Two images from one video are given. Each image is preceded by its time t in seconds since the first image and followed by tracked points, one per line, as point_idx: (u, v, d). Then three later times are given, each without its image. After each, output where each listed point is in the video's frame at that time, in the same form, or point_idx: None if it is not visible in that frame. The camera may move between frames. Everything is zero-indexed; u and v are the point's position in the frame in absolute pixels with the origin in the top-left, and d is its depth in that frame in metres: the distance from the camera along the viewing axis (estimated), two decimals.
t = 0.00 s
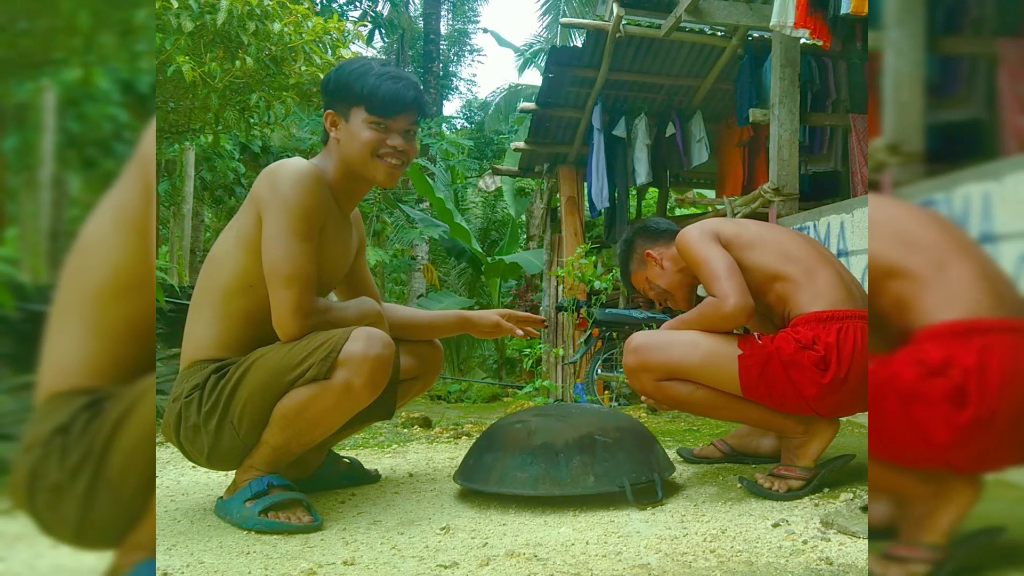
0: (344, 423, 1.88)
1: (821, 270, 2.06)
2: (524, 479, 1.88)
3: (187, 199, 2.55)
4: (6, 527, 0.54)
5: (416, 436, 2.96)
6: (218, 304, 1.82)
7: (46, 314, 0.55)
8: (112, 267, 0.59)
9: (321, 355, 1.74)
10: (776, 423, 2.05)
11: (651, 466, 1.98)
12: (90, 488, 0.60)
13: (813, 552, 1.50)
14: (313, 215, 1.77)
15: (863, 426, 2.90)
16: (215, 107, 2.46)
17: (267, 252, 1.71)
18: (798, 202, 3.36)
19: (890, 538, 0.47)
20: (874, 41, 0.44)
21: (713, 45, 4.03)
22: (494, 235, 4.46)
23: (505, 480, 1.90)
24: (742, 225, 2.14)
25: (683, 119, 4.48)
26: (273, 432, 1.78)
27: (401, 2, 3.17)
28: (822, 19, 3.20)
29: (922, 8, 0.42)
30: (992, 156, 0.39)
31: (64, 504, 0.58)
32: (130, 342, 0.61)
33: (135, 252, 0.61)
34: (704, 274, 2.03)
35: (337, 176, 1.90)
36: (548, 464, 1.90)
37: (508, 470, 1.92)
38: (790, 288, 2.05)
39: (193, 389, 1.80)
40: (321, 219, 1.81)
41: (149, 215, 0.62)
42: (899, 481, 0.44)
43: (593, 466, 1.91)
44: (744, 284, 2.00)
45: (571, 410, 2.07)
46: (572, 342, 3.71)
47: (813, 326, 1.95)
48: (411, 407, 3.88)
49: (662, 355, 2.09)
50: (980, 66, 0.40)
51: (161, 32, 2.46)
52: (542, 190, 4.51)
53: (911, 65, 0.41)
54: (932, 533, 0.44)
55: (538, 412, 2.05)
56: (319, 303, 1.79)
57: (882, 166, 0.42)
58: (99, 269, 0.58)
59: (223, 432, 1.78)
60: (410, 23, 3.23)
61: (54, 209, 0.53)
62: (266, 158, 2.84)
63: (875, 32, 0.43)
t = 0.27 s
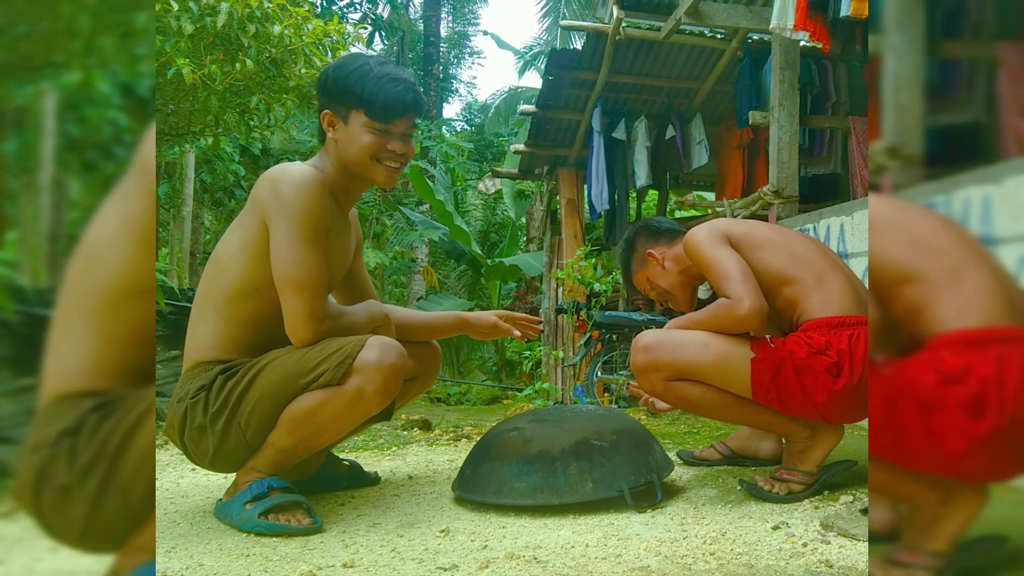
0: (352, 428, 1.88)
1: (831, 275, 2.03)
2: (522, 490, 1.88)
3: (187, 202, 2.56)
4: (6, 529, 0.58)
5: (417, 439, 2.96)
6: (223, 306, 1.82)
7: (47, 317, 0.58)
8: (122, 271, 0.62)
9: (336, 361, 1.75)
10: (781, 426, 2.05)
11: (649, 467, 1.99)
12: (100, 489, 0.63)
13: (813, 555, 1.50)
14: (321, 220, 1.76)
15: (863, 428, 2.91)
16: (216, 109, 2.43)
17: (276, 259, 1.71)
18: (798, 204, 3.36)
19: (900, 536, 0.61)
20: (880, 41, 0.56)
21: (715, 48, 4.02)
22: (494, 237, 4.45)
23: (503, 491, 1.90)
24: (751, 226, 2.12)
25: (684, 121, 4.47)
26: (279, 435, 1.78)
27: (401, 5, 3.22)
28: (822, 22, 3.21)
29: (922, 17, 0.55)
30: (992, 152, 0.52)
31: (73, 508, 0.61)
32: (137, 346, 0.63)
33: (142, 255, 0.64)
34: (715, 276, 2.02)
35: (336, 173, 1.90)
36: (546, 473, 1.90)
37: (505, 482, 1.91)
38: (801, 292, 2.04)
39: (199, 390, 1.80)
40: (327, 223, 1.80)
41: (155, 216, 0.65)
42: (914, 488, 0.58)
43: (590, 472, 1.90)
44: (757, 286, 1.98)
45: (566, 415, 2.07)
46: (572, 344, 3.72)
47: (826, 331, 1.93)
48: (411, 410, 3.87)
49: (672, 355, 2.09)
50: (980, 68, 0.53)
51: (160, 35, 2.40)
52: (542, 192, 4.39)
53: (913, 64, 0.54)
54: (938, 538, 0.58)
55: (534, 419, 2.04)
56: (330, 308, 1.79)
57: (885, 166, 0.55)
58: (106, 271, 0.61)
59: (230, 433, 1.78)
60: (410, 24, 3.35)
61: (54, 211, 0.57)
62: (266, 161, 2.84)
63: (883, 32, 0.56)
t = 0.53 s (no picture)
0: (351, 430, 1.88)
1: (844, 279, 2.05)
2: (525, 477, 1.89)
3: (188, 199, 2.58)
4: (7, 525, 0.56)
5: (416, 437, 2.96)
6: (222, 305, 1.82)
7: (47, 313, 0.55)
8: (121, 266, 0.58)
9: (336, 362, 1.75)
10: (783, 424, 2.04)
11: (651, 467, 1.97)
12: (101, 485, 0.59)
13: (813, 552, 1.50)
14: (320, 220, 1.76)
15: (864, 427, 2.90)
16: (216, 107, 2.44)
17: (277, 258, 1.70)
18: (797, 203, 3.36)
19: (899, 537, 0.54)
20: (874, 41, 0.50)
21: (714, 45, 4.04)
22: (494, 236, 4.46)
23: (505, 478, 1.90)
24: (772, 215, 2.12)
25: (683, 120, 4.45)
26: (280, 433, 1.78)
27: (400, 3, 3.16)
28: (822, 20, 3.20)
29: (921, 9, 0.48)
30: (994, 151, 0.45)
31: (74, 504, 0.58)
32: (138, 341, 0.59)
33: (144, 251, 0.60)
34: (728, 270, 2.00)
35: (338, 170, 1.89)
36: (549, 462, 1.90)
37: (508, 467, 1.92)
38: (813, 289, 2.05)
39: (200, 388, 1.80)
40: (327, 223, 1.80)
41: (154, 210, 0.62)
42: (914, 483, 0.51)
43: (593, 464, 1.90)
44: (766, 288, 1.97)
45: (572, 410, 2.09)
46: (572, 343, 3.73)
47: (834, 331, 1.94)
48: (410, 407, 3.88)
49: (675, 347, 2.09)
50: (979, 65, 0.46)
51: (161, 32, 2.39)
52: (544, 189, 4.72)
53: (911, 63, 0.48)
54: (938, 538, 0.51)
55: (539, 412, 2.07)
56: (330, 307, 1.79)
57: (882, 165, 0.49)
58: (106, 266, 0.57)
59: (230, 431, 1.78)
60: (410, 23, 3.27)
61: (54, 209, 0.54)
62: (266, 158, 2.87)
63: (875, 31, 0.50)
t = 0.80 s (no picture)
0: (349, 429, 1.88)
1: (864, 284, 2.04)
2: (521, 485, 1.89)
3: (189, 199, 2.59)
4: (7, 525, 0.56)
5: (416, 437, 2.96)
6: (223, 304, 1.82)
7: (48, 314, 0.55)
8: (122, 264, 0.58)
9: (334, 360, 1.75)
10: (788, 422, 2.05)
11: (649, 466, 1.98)
12: (98, 487, 0.59)
13: (813, 553, 1.50)
14: (320, 219, 1.76)
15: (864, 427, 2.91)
16: (216, 107, 2.45)
17: (277, 256, 1.71)
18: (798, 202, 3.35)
19: (892, 534, 0.55)
20: (874, 42, 0.51)
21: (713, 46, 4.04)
22: (494, 236, 4.47)
23: (503, 487, 1.90)
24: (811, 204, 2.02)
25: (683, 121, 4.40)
26: (279, 433, 1.78)
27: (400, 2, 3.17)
28: (822, 20, 3.22)
29: (921, 12, 0.50)
30: (993, 150, 0.48)
31: (72, 504, 0.58)
32: (138, 340, 0.59)
33: (144, 250, 0.60)
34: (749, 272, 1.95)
35: (341, 169, 1.89)
36: (546, 470, 1.90)
37: (507, 476, 1.92)
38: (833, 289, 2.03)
39: (199, 388, 1.80)
40: (328, 221, 1.80)
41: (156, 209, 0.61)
42: (917, 480, 0.52)
43: (591, 469, 1.90)
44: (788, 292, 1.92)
45: (567, 413, 2.09)
46: (572, 343, 3.73)
47: (849, 335, 1.95)
48: (410, 407, 3.88)
49: (689, 344, 2.07)
50: (979, 65, 0.49)
51: (160, 33, 2.38)
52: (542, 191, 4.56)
53: (912, 61, 0.49)
54: (942, 534, 0.53)
55: (536, 415, 2.07)
56: (330, 306, 1.79)
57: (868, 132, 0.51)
58: (107, 265, 0.57)
59: (229, 431, 1.78)
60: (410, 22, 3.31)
61: (54, 209, 0.54)
62: (266, 159, 2.88)
63: (876, 33, 0.50)
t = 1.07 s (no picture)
0: (349, 427, 1.88)
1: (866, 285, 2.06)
2: (523, 479, 1.88)
3: (188, 197, 2.59)
4: (7, 523, 0.56)
5: (417, 435, 2.97)
6: (221, 303, 1.82)
7: (47, 312, 0.55)
8: (123, 261, 0.57)
9: (334, 359, 1.75)
10: (791, 420, 2.05)
11: (650, 464, 1.98)
12: (98, 485, 0.58)
13: (812, 551, 1.50)
14: (319, 216, 1.76)
15: (864, 424, 2.91)
16: (215, 105, 2.45)
17: (277, 254, 1.70)
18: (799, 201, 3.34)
19: (894, 535, 0.55)
20: (874, 38, 0.51)
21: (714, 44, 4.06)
22: (494, 234, 4.47)
23: (505, 480, 1.90)
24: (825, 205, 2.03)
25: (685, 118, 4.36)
26: (279, 431, 1.78)
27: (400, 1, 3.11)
28: (822, 17, 3.17)
29: (922, 8, 0.50)
30: (993, 145, 0.50)
31: (72, 502, 0.58)
32: (137, 338, 0.58)
33: (146, 248, 0.59)
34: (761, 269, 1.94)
35: (340, 167, 1.89)
36: (548, 464, 1.90)
37: (507, 469, 1.92)
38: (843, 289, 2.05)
39: (199, 386, 1.80)
40: (326, 219, 1.80)
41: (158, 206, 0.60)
42: (922, 477, 0.54)
43: (593, 464, 1.90)
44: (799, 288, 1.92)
45: (570, 409, 2.09)
46: (571, 341, 3.73)
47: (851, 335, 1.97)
48: (410, 405, 3.89)
49: (697, 338, 2.05)
50: (980, 61, 0.50)
51: (160, 30, 2.39)
52: (543, 188, 4.73)
53: (912, 58, 0.50)
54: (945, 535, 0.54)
55: (538, 412, 2.07)
56: (329, 304, 1.78)
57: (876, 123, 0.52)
58: (107, 262, 0.57)
59: (229, 430, 1.78)
60: (410, 21, 3.23)
61: (53, 206, 0.54)
62: (266, 157, 2.88)
63: (875, 29, 0.51)
